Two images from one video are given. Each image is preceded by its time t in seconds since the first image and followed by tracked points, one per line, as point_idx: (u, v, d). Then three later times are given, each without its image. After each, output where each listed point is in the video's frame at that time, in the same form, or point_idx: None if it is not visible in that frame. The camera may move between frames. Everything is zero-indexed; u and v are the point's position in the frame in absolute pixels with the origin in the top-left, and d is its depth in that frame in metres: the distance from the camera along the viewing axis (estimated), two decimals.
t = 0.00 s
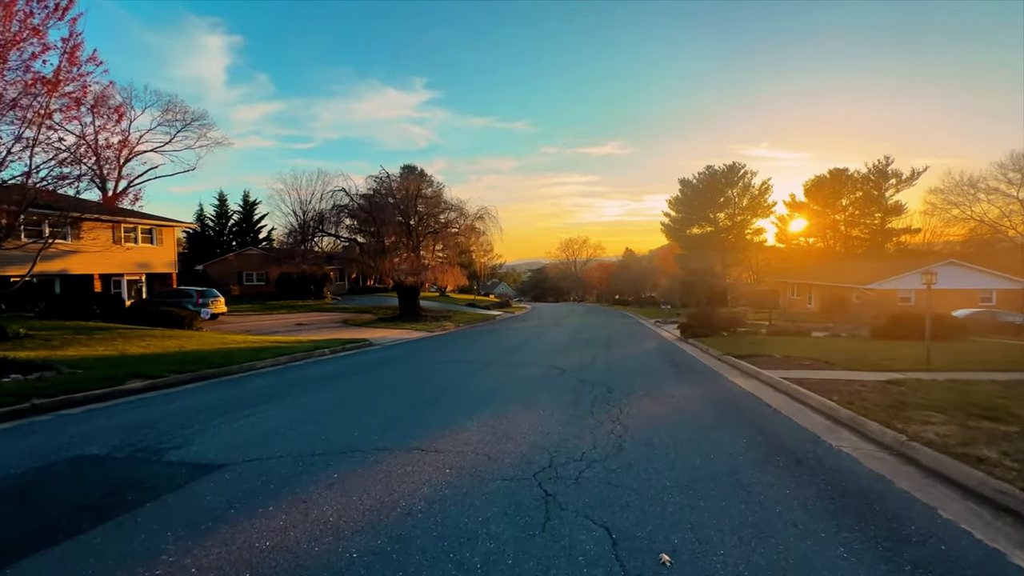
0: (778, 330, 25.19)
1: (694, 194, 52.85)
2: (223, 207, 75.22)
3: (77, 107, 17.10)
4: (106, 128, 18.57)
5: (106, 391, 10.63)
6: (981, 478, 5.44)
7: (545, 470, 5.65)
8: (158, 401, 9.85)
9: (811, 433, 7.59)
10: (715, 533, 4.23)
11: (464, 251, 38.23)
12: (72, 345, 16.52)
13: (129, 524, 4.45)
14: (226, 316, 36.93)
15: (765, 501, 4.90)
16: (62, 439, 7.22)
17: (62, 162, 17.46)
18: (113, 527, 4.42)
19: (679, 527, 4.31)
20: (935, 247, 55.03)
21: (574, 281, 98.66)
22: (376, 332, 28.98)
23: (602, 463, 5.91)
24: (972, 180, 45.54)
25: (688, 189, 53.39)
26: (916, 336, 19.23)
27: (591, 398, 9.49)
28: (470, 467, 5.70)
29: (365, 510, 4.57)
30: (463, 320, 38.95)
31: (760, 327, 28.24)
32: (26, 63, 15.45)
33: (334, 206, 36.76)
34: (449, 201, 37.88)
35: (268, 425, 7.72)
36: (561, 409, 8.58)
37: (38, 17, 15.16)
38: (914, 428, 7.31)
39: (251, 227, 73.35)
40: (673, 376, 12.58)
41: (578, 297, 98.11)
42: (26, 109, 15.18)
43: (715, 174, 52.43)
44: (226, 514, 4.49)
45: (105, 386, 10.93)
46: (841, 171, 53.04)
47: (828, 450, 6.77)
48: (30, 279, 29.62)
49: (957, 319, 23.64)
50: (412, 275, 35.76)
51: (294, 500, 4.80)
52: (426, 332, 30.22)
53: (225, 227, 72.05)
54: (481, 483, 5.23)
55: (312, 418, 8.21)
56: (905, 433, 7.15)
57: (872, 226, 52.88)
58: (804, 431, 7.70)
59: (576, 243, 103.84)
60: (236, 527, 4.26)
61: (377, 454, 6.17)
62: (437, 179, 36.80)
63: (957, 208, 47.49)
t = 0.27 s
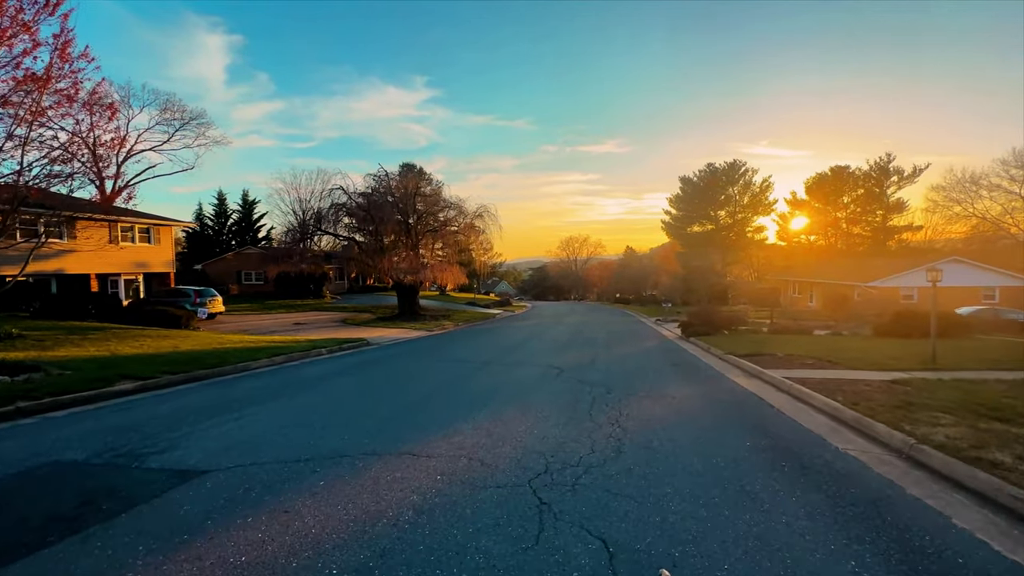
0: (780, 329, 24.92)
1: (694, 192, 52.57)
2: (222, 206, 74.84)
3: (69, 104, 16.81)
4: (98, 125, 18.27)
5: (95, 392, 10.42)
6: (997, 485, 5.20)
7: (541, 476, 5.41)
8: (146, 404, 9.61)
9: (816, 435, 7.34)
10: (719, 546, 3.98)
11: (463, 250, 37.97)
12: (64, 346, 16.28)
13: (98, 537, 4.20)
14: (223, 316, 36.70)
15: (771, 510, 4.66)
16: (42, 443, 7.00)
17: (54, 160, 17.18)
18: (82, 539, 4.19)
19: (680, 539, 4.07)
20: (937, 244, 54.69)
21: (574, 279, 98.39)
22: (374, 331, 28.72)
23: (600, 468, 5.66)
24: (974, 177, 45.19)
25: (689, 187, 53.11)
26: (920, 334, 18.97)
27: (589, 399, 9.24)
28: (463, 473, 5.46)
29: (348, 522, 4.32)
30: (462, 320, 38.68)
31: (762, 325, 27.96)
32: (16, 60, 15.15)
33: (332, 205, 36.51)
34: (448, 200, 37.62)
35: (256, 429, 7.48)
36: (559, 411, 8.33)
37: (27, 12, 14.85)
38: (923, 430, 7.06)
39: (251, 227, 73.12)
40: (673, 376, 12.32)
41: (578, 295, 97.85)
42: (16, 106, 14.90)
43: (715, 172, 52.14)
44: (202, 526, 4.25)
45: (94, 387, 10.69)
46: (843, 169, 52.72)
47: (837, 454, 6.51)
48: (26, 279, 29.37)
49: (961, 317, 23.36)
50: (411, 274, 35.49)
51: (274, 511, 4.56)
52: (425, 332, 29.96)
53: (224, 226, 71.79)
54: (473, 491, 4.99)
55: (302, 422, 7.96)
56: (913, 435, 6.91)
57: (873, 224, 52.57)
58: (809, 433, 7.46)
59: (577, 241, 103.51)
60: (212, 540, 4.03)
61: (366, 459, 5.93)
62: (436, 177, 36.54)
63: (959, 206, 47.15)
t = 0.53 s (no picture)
0: (782, 327, 24.68)
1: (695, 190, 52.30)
2: (220, 204, 74.55)
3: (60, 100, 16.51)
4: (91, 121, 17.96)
5: (82, 394, 10.18)
6: (1014, 492, 4.97)
7: (537, 483, 5.17)
8: (133, 406, 9.36)
9: (823, 438, 7.10)
10: (725, 560, 3.75)
11: (462, 248, 37.72)
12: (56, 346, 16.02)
13: (67, 551, 3.96)
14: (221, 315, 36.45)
15: (779, 520, 4.43)
16: (20, 448, 6.75)
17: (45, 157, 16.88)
18: (49, 554, 3.94)
19: (684, 553, 3.83)
20: (939, 242, 54.44)
21: (574, 278, 98.14)
22: (372, 330, 28.47)
23: (598, 474, 5.43)
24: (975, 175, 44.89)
25: (689, 185, 52.83)
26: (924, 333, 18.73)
27: (588, 401, 9.00)
28: (455, 481, 5.22)
29: (332, 535, 4.08)
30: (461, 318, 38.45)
31: (764, 323, 27.71)
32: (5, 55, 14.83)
33: (330, 203, 36.24)
34: (447, 198, 37.36)
35: (244, 433, 7.24)
36: (557, 413, 8.10)
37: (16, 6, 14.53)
38: (934, 434, 6.82)
39: (249, 225, 72.82)
40: (674, 376, 12.08)
41: (578, 294, 97.62)
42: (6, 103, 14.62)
43: (716, 170, 51.86)
44: (177, 541, 4.01)
45: (81, 389, 10.45)
46: (843, 166, 52.43)
47: (844, 459, 6.27)
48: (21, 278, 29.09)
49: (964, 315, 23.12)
50: (409, 273, 35.26)
51: (256, 522, 4.32)
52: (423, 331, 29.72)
53: (223, 224, 71.49)
54: (465, 500, 4.74)
55: (291, 425, 7.72)
56: (923, 438, 6.67)
57: (874, 222, 52.33)
58: (815, 436, 7.23)
59: (577, 240, 103.18)
60: (185, 556, 3.78)
61: (355, 466, 5.69)
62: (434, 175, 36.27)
63: (960, 203, 46.86)
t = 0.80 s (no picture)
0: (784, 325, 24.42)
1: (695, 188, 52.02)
2: (218, 203, 74.21)
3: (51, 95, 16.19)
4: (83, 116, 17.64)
5: (69, 395, 9.92)
6: None
7: (536, 490, 4.90)
8: (120, 406, 9.09)
9: (833, 441, 6.84)
10: None
11: (461, 246, 37.41)
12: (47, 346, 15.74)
13: (31, 565, 3.69)
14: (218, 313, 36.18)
15: (792, 531, 4.17)
16: None
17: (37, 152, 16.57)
18: (12, 568, 3.68)
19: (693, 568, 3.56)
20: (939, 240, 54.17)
21: (574, 276, 97.87)
22: (370, 329, 28.17)
23: (600, 480, 5.17)
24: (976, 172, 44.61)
25: (689, 183, 52.56)
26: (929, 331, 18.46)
27: (589, 401, 8.75)
28: (449, 488, 4.96)
29: (315, 548, 3.81)
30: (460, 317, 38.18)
31: (765, 322, 27.44)
32: None
33: (327, 201, 35.93)
34: (445, 196, 37.05)
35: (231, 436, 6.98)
36: (557, 414, 7.84)
37: None
38: (949, 436, 6.56)
39: (248, 224, 72.49)
40: (677, 375, 11.81)
41: (578, 292, 97.36)
42: None
43: (716, 167, 51.57)
44: (150, 554, 3.75)
45: (69, 389, 10.18)
46: (844, 164, 52.16)
47: (856, 463, 6.01)
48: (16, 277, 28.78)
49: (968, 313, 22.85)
50: (408, 271, 34.98)
51: (235, 534, 4.05)
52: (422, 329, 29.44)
53: (221, 223, 71.16)
54: (459, 509, 4.48)
55: (281, 427, 7.45)
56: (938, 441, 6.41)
57: (874, 220, 52.07)
58: (824, 438, 6.97)
59: (576, 238, 102.89)
60: (157, 571, 3.52)
61: (344, 471, 5.43)
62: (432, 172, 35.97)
63: (961, 201, 46.59)
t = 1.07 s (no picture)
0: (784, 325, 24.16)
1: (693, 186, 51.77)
2: (215, 202, 73.78)
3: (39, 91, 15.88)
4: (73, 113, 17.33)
5: (53, 398, 9.65)
6: None
7: (532, 501, 4.65)
8: (103, 410, 8.82)
9: (840, 446, 6.59)
10: None
11: (458, 245, 37.10)
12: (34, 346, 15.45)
13: None
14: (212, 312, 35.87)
15: (803, 546, 3.92)
16: None
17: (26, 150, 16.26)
18: None
19: None
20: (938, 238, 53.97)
21: (572, 275, 97.56)
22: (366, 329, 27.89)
23: (600, 490, 4.92)
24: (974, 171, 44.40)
25: (688, 181, 52.31)
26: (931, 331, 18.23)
27: (587, 404, 8.50)
28: (441, 499, 4.70)
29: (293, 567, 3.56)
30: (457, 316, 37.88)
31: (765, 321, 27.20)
32: None
33: (324, 199, 35.56)
34: (442, 194, 36.72)
35: (217, 441, 6.73)
36: (554, 418, 7.59)
37: None
38: (960, 440, 6.31)
39: (244, 222, 72.11)
40: (676, 376, 11.58)
41: (576, 291, 97.07)
42: None
43: (715, 166, 51.30)
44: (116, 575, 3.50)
45: (52, 392, 9.91)
46: (843, 163, 51.93)
47: (865, 469, 5.78)
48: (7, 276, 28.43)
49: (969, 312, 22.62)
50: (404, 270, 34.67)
51: (209, 551, 3.79)
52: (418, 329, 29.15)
53: (217, 222, 70.75)
54: (450, 522, 4.23)
55: (268, 432, 7.19)
56: (950, 446, 6.17)
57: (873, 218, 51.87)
58: (831, 443, 6.72)
59: (575, 237, 102.58)
60: None
61: (331, 480, 5.17)
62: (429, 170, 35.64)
63: (960, 200, 46.38)
